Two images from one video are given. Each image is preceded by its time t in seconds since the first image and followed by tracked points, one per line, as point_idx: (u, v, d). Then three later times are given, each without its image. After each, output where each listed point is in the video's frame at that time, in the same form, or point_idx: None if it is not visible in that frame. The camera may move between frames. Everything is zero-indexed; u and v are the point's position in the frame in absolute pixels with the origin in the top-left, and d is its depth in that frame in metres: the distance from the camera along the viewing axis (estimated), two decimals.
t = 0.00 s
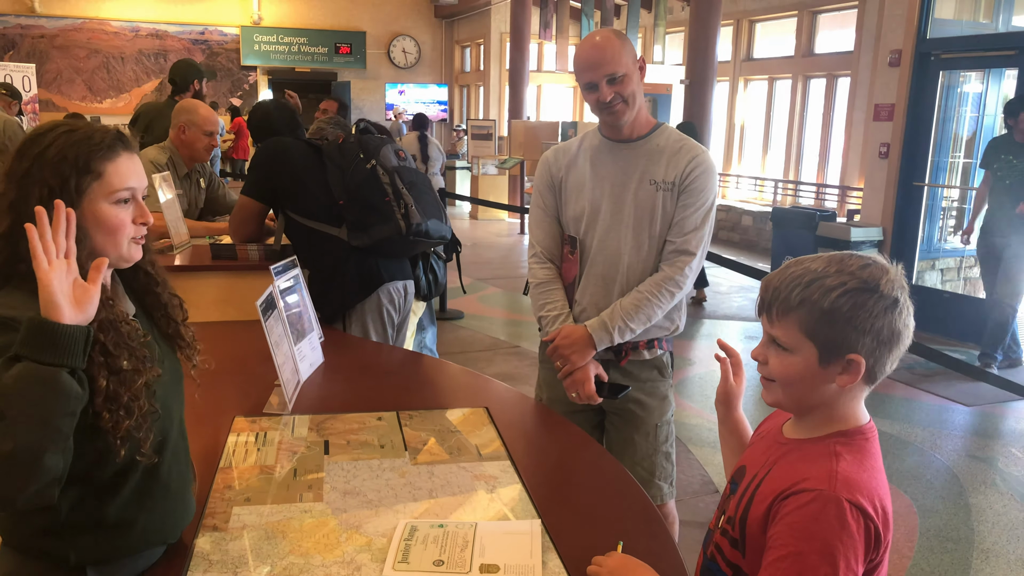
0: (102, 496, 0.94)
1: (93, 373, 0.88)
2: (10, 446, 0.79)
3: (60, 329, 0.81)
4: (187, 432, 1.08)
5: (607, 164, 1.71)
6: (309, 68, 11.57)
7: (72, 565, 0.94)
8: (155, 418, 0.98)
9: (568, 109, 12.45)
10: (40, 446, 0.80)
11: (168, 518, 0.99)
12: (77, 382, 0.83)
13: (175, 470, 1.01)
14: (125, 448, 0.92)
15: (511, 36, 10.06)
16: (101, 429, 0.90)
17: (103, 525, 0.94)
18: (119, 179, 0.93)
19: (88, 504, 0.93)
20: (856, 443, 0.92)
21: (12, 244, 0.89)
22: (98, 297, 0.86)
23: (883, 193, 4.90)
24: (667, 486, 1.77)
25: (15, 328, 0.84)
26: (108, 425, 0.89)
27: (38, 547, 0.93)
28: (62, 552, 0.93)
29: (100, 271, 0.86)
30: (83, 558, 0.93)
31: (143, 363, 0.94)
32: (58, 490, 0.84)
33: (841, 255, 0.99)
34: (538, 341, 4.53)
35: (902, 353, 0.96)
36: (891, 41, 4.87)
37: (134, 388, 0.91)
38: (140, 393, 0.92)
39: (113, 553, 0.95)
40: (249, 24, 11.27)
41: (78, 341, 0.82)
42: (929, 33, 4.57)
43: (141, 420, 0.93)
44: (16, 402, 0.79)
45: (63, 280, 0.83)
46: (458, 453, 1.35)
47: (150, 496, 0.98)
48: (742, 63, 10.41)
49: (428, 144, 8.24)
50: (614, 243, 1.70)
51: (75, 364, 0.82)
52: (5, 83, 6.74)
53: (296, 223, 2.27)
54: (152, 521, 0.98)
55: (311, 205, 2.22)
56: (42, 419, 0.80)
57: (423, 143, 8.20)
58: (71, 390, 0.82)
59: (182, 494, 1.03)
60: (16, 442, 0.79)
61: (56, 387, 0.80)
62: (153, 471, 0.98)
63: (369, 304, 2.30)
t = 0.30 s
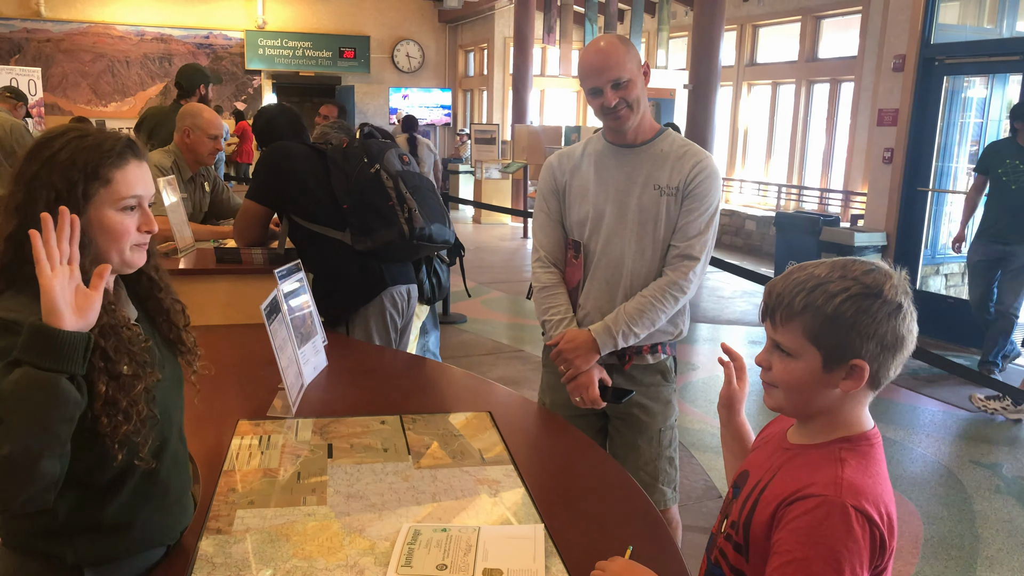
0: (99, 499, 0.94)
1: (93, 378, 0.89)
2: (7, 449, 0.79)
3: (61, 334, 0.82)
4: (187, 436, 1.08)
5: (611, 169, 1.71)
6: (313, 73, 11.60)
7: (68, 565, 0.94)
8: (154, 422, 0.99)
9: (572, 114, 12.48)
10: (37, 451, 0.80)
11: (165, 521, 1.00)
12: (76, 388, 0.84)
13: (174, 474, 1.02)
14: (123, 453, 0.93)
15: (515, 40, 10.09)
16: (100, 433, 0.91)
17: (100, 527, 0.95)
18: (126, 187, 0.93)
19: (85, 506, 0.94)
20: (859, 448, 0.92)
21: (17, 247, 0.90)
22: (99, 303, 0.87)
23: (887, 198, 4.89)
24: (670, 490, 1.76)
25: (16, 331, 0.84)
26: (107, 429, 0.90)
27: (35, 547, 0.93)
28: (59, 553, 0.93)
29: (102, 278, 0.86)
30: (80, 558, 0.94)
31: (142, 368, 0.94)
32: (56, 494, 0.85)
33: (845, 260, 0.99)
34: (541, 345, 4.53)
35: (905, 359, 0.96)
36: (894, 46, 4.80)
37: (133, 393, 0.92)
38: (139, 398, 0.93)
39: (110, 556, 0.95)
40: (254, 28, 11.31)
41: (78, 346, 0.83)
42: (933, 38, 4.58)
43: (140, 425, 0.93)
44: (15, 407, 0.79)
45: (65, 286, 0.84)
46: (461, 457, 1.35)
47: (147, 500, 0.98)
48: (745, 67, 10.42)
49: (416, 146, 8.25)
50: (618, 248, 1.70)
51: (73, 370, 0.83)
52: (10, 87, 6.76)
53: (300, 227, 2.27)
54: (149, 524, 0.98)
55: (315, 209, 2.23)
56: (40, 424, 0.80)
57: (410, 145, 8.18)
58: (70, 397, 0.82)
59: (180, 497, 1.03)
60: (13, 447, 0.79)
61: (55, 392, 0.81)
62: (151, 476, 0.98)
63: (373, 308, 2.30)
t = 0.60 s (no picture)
0: (102, 500, 0.94)
1: (95, 381, 0.89)
2: (8, 453, 0.79)
3: (62, 339, 0.82)
4: (190, 438, 1.08)
5: (616, 174, 1.71)
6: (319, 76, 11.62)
7: (72, 565, 0.94)
8: (157, 424, 0.99)
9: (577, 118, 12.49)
10: (37, 455, 0.80)
11: (169, 522, 1.00)
12: (77, 393, 0.84)
13: (178, 475, 1.01)
14: (125, 455, 0.93)
15: (520, 44, 10.10)
16: (103, 436, 0.91)
17: (104, 528, 0.95)
18: (129, 191, 0.93)
19: (88, 507, 0.94)
20: (868, 455, 0.92)
21: (20, 250, 0.90)
22: (101, 307, 0.86)
23: (892, 203, 4.88)
24: (675, 495, 1.76)
25: (20, 333, 0.85)
26: (110, 432, 0.90)
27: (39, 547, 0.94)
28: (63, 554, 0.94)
29: (104, 282, 0.86)
30: (84, 559, 0.94)
31: (146, 371, 0.95)
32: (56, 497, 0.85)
33: (851, 266, 0.99)
34: (545, 349, 4.52)
35: (912, 365, 0.96)
36: (900, 50, 4.83)
37: (136, 397, 0.92)
38: (142, 401, 0.93)
39: (114, 557, 0.95)
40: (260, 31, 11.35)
41: (79, 351, 0.83)
42: (939, 43, 4.57)
43: (143, 429, 0.93)
44: (16, 411, 0.79)
45: (66, 291, 0.84)
46: (465, 461, 1.34)
47: (151, 502, 0.98)
48: (750, 72, 10.42)
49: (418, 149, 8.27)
50: (623, 252, 1.70)
51: (74, 374, 0.83)
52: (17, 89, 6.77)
53: (305, 230, 2.28)
54: (152, 525, 0.98)
55: (320, 212, 2.23)
56: (41, 429, 0.80)
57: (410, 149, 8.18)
58: (71, 401, 0.82)
59: (184, 498, 1.03)
60: (14, 451, 0.79)
61: (55, 396, 0.81)
62: (154, 477, 0.98)
63: (377, 311, 2.30)
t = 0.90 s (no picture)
0: (107, 500, 0.94)
1: (97, 384, 0.89)
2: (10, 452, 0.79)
3: (63, 339, 0.82)
4: (195, 437, 1.08)
5: (618, 175, 1.71)
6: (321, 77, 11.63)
7: (77, 564, 0.95)
8: (159, 424, 0.99)
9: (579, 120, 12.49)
10: (39, 455, 0.80)
11: (172, 520, 1.00)
12: (78, 392, 0.84)
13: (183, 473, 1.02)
14: (128, 456, 0.92)
15: (523, 47, 10.11)
16: (104, 437, 0.91)
17: (109, 528, 0.95)
18: (132, 196, 0.94)
19: (91, 508, 0.94)
20: (873, 458, 0.92)
21: (21, 252, 0.90)
22: (102, 308, 0.86)
23: (895, 206, 4.87)
24: (676, 497, 1.75)
25: (23, 334, 0.85)
26: (112, 435, 0.90)
27: (44, 545, 0.94)
28: (68, 552, 0.94)
29: (105, 282, 0.86)
30: (88, 557, 0.94)
31: (148, 371, 0.95)
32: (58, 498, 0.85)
33: (857, 269, 0.99)
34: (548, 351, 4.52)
35: (917, 368, 0.96)
36: (902, 54, 4.85)
37: (138, 399, 0.92)
38: (144, 403, 0.93)
39: (118, 555, 0.95)
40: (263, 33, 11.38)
41: (80, 352, 0.83)
42: (942, 45, 4.57)
43: (146, 429, 0.93)
44: (18, 411, 0.80)
45: (67, 291, 0.84)
46: (467, 462, 1.34)
47: (155, 500, 0.98)
48: (753, 75, 10.42)
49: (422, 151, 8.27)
50: (626, 254, 1.70)
51: (76, 374, 0.83)
52: (20, 90, 6.78)
53: (309, 231, 2.28)
54: (156, 524, 0.98)
55: (323, 214, 2.24)
56: (42, 428, 0.80)
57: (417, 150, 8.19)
58: (72, 401, 0.82)
59: (188, 496, 1.03)
60: (15, 450, 0.80)
61: (55, 397, 0.81)
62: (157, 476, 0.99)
63: (380, 312, 2.30)
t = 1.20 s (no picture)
0: (112, 498, 0.94)
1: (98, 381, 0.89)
2: (9, 452, 0.79)
3: (60, 337, 0.82)
4: (199, 435, 1.08)
5: (620, 175, 1.71)
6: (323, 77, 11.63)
7: (84, 564, 0.95)
8: (163, 421, 0.98)
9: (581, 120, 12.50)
10: (39, 453, 0.80)
11: (179, 520, 1.00)
12: (77, 391, 0.84)
13: (188, 471, 1.02)
14: (133, 452, 0.92)
15: (524, 47, 10.12)
16: (108, 434, 0.91)
17: (115, 526, 0.95)
18: (127, 194, 0.94)
19: (98, 505, 0.94)
20: (873, 457, 0.91)
21: (19, 253, 0.90)
22: (99, 306, 0.86)
23: (896, 206, 4.87)
24: (678, 498, 1.75)
25: (20, 332, 0.84)
26: (115, 430, 0.89)
27: (52, 546, 0.94)
28: (75, 552, 0.94)
29: (101, 280, 0.86)
30: (95, 557, 0.94)
31: (150, 368, 0.94)
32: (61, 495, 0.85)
33: (860, 270, 0.99)
34: (549, 351, 4.52)
35: (920, 369, 0.96)
36: (904, 54, 4.85)
37: (141, 394, 0.92)
38: (147, 398, 0.92)
39: (124, 554, 0.95)
40: (265, 33, 11.39)
41: (78, 350, 0.83)
42: (943, 47, 4.56)
43: (149, 425, 0.93)
44: (17, 409, 0.80)
45: (63, 289, 0.84)
46: (468, 463, 1.34)
47: (160, 498, 0.98)
48: (755, 75, 10.40)
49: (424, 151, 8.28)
50: (627, 254, 1.70)
51: (74, 372, 0.83)
52: (22, 89, 6.79)
53: (310, 231, 2.28)
54: (162, 523, 0.98)
55: (324, 214, 2.24)
56: (42, 427, 0.80)
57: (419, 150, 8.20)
58: (70, 398, 0.82)
59: (195, 495, 1.03)
60: (16, 449, 0.79)
61: (54, 395, 0.81)
62: (163, 473, 0.98)
63: (381, 312, 2.30)
